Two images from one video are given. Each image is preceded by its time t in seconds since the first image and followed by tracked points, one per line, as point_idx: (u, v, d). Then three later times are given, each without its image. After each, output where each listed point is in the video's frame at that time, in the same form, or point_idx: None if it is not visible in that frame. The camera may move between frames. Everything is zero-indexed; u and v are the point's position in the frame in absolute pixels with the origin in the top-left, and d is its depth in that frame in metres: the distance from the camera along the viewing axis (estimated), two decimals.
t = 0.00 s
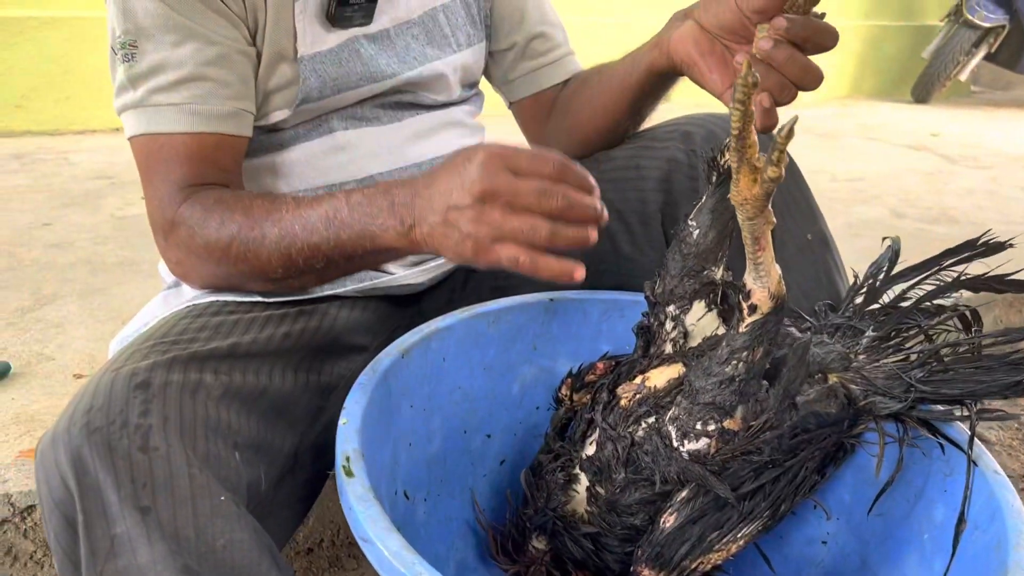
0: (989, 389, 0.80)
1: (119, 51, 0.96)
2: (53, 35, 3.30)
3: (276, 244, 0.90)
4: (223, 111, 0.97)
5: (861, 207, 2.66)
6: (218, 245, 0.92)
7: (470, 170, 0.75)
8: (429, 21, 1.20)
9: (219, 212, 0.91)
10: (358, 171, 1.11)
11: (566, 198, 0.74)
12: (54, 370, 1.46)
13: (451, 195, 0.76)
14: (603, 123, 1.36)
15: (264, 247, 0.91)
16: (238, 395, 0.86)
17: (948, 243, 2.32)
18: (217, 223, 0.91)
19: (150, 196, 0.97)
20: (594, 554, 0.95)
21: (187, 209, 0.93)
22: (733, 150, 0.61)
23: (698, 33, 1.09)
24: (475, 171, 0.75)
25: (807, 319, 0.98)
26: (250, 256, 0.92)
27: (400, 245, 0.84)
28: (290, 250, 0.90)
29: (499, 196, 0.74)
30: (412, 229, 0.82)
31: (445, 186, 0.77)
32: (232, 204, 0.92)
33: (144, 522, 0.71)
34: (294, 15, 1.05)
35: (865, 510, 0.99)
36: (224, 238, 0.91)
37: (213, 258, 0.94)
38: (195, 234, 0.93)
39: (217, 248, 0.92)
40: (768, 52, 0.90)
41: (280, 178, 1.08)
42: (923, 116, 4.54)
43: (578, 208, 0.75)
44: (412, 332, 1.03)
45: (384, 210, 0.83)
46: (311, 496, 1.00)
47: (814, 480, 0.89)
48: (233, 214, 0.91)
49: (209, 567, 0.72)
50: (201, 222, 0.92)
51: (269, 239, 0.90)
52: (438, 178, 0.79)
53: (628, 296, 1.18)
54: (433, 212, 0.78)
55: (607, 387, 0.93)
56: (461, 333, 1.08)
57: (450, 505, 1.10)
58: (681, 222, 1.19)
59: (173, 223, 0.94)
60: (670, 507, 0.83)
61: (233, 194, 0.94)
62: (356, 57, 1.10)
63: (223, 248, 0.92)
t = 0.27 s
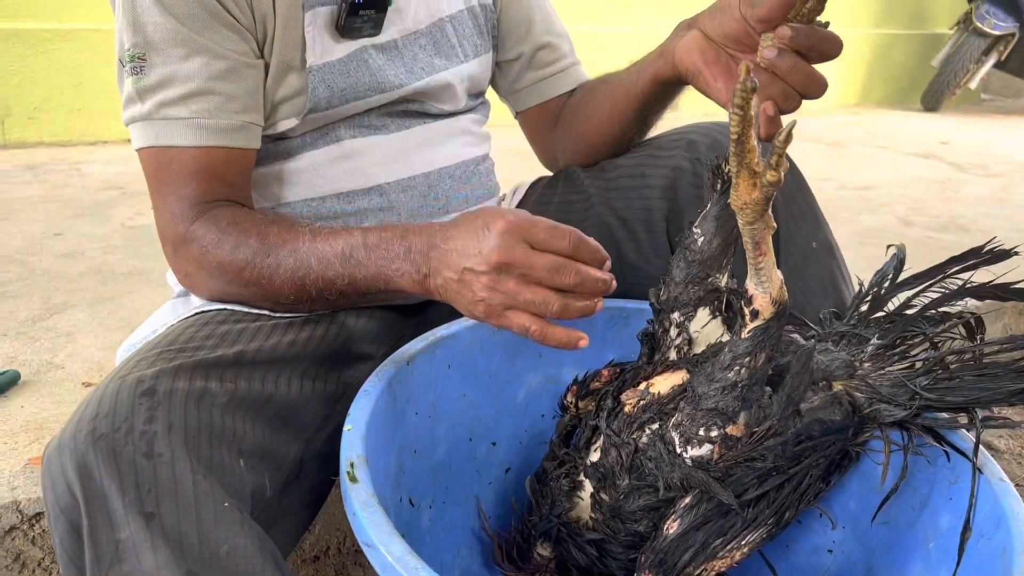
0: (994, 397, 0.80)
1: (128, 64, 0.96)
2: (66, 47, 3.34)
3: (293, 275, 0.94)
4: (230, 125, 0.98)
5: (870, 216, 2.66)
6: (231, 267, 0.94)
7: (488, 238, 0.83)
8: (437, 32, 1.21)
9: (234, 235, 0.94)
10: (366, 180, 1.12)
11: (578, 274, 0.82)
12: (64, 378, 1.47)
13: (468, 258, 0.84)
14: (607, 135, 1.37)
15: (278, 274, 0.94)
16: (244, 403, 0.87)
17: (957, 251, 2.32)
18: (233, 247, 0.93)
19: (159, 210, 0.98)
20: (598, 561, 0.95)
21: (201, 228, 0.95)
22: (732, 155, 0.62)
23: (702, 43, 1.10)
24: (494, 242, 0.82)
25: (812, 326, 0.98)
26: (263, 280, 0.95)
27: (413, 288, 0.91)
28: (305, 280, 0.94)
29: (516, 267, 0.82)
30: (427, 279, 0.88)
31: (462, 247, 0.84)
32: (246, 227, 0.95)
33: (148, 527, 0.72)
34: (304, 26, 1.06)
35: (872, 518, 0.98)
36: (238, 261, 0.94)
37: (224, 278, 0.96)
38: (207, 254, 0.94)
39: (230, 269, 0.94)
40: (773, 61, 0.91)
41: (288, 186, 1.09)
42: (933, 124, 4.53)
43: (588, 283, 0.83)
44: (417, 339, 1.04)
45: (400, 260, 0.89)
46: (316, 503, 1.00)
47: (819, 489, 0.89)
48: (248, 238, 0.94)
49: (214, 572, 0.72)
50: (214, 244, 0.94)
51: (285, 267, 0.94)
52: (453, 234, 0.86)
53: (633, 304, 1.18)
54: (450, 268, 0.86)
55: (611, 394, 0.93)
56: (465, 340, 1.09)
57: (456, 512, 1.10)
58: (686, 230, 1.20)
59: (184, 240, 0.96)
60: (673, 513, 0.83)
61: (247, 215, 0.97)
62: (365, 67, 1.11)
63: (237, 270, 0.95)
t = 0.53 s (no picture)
0: (1000, 398, 0.80)
1: (136, 66, 0.97)
2: (75, 54, 3.36)
3: (297, 280, 0.95)
4: (237, 127, 0.99)
5: (878, 219, 2.65)
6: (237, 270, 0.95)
7: (488, 246, 0.83)
8: (445, 34, 1.22)
9: (241, 239, 0.95)
10: (373, 183, 1.13)
11: (577, 280, 0.82)
12: (73, 381, 1.48)
13: (468, 266, 0.84)
14: (615, 137, 1.38)
15: (283, 278, 0.95)
16: (252, 404, 0.88)
17: (965, 254, 2.31)
18: (240, 250, 0.94)
19: (167, 212, 0.99)
20: (603, 562, 0.95)
21: (208, 231, 0.96)
22: (734, 157, 0.62)
23: (708, 45, 1.10)
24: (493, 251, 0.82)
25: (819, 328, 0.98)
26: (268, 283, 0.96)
27: (417, 296, 0.91)
28: (310, 285, 0.95)
29: (515, 275, 0.82)
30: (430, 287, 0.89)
31: (463, 255, 0.84)
32: (252, 231, 0.96)
33: (156, 527, 0.72)
34: (314, 25, 1.06)
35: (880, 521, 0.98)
36: (244, 264, 0.95)
37: (231, 281, 0.97)
38: (214, 257, 0.96)
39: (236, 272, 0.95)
40: (779, 62, 0.91)
41: (296, 188, 1.10)
42: (941, 128, 4.52)
43: (589, 288, 0.83)
44: (424, 341, 1.04)
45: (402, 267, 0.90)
46: (323, 505, 1.00)
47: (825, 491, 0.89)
48: (255, 241, 0.95)
49: (221, 572, 0.73)
50: (221, 247, 0.95)
51: (290, 272, 0.95)
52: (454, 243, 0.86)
53: (639, 306, 1.18)
54: (451, 276, 0.86)
55: (617, 396, 0.93)
56: (472, 343, 1.09)
57: (463, 513, 1.11)
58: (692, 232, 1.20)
59: (192, 241, 0.97)
60: (678, 514, 0.84)
61: (254, 219, 0.98)
62: (374, 68, 1.12)
63: (242, 273, 0.96)
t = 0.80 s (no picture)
0: (1008, 400, 0.79)
1: (158, 61, 0.95)
2: (83, 56, 3.37)
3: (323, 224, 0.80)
4: (261, 112, 0.96)
5: (884, 220, 2.65)
6: (265, 270, 0.90)
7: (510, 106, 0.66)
8: (450, 36, 1.22)
9: (263, 208, 0.85)
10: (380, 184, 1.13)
11: (620, 155, 0.68)
12: (81, 382, 1.48)
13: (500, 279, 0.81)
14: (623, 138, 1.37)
15: (315, 231, 0.81)
16: (260, 404, 0.88)
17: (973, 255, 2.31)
18: (261, 218, 0.84)
19: (191, 208, 0.92)
20: (610, 564, 0.95)
21: (226, 214, 0.87)
22: (743, 158, 0.64)
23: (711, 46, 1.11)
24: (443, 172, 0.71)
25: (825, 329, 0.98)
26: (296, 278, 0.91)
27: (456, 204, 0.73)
28: (339, 226, 0.80)
29: (551, 127, 0.65)
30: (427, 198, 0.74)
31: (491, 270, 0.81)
32: (271, 197, 0.86)
33: (166, 527, 0.73)
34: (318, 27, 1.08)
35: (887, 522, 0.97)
36: (269, 229, 0.84)
37: (257, 277, 0.91)
38: (239, 233, 0.86)
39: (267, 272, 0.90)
40: (782, 63, 0.91)
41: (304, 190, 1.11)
42: (948, 129, 4.51)
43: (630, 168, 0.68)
44: (430, 342, 1.04)
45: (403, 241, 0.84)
46: (330, 505, 1.01)
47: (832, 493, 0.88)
48: (275, 206, 0.85)
49: (230, 572, 0.73)
50: (241, 222, 0.86)
51: (316, 225, 0.81)
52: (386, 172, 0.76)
53: (646, 307, 1.19)
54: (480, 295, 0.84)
55: (623, 398, 0.93)
56: (479, 344, 1.09)
57: (469, 515, 1.11)
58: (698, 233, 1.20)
59: (212, 231, 0.88)
60: (685, 516, 0.84)
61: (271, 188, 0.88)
62: (378, 70, 1.13)
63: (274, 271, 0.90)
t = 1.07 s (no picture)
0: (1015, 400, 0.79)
1: (169, 49, 0.95)
2: (88, 55, 3.38)
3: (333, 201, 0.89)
4: (274, 98, 0.96)
5: (890, 219, 2.64)
6: (281, 243, 0.93)
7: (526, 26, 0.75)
8: (457, 32, 1.22)
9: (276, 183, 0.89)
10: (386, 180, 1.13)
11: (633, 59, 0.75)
12: (86, 380, 1.48)
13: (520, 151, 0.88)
14: (629, 137, 1.37)
15: (326, 202, 0.90)
16: (266, 401, 0.88)
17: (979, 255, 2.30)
18: (275, 191, 0.89)
19: (199, 195, 0.94)
20: (614, 562, 0.95)
21: (236, 194, 0.90)
22: (749, 154, 0.62)
23: (721, 42, 1.10)
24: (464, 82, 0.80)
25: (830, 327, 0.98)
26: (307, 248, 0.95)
27: (459, 148, 0.84)
28: (350, 196, 0.89)
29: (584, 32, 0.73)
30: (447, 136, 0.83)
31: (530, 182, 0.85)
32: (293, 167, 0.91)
33: (171, 524, 0.72)
34: (325, 24, 1.08)
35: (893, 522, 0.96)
36: (283, 202, 0.89)
37: (268, 257, 0.94)
38: (253, 212, 0.90)
39: (281, 246, 0.93)
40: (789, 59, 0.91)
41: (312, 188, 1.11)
42: (953, 128, 4.50)
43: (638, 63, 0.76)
44: (434, 340, 1.04)
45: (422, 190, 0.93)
46: (336, 503, 1.01)
47: (838, 492, 0.88)
48: (290, 175, 0.90)
49: (236, 570, 0.73)
50: (254, 202, 0.89)
51: (326, 198, 0.89)
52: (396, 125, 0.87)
53: (650, 307, 1.18)
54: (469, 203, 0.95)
55: (629, 395, 0.92)
56: (484, 342, 1.09)
57: (474, 512, 1.11)
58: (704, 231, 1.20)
59: (224, 218, 0.92)
60: (689, 514, 0.83)
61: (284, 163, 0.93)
62: (385, 65, 1.13)
63: (288, 246, 0.93)
